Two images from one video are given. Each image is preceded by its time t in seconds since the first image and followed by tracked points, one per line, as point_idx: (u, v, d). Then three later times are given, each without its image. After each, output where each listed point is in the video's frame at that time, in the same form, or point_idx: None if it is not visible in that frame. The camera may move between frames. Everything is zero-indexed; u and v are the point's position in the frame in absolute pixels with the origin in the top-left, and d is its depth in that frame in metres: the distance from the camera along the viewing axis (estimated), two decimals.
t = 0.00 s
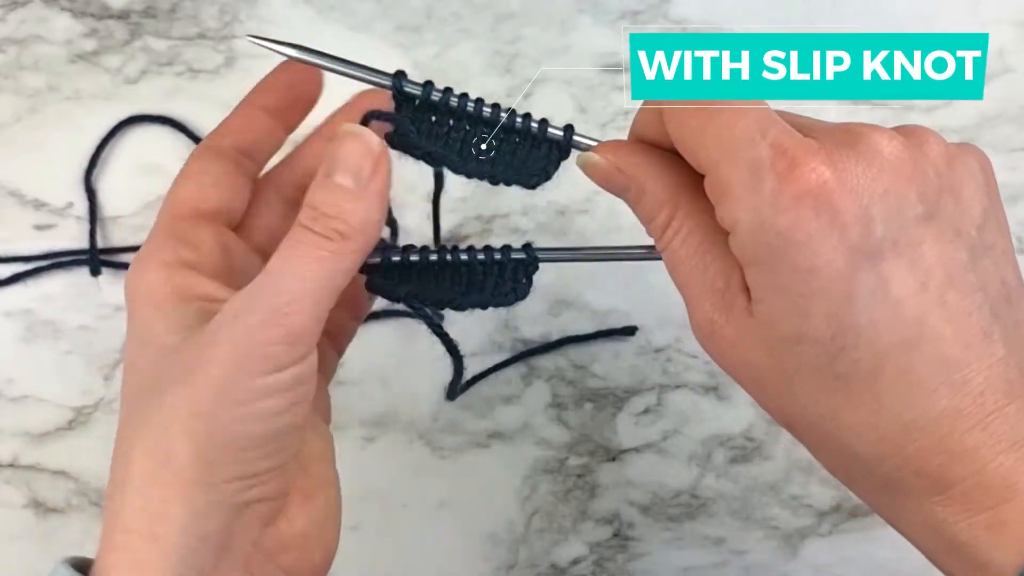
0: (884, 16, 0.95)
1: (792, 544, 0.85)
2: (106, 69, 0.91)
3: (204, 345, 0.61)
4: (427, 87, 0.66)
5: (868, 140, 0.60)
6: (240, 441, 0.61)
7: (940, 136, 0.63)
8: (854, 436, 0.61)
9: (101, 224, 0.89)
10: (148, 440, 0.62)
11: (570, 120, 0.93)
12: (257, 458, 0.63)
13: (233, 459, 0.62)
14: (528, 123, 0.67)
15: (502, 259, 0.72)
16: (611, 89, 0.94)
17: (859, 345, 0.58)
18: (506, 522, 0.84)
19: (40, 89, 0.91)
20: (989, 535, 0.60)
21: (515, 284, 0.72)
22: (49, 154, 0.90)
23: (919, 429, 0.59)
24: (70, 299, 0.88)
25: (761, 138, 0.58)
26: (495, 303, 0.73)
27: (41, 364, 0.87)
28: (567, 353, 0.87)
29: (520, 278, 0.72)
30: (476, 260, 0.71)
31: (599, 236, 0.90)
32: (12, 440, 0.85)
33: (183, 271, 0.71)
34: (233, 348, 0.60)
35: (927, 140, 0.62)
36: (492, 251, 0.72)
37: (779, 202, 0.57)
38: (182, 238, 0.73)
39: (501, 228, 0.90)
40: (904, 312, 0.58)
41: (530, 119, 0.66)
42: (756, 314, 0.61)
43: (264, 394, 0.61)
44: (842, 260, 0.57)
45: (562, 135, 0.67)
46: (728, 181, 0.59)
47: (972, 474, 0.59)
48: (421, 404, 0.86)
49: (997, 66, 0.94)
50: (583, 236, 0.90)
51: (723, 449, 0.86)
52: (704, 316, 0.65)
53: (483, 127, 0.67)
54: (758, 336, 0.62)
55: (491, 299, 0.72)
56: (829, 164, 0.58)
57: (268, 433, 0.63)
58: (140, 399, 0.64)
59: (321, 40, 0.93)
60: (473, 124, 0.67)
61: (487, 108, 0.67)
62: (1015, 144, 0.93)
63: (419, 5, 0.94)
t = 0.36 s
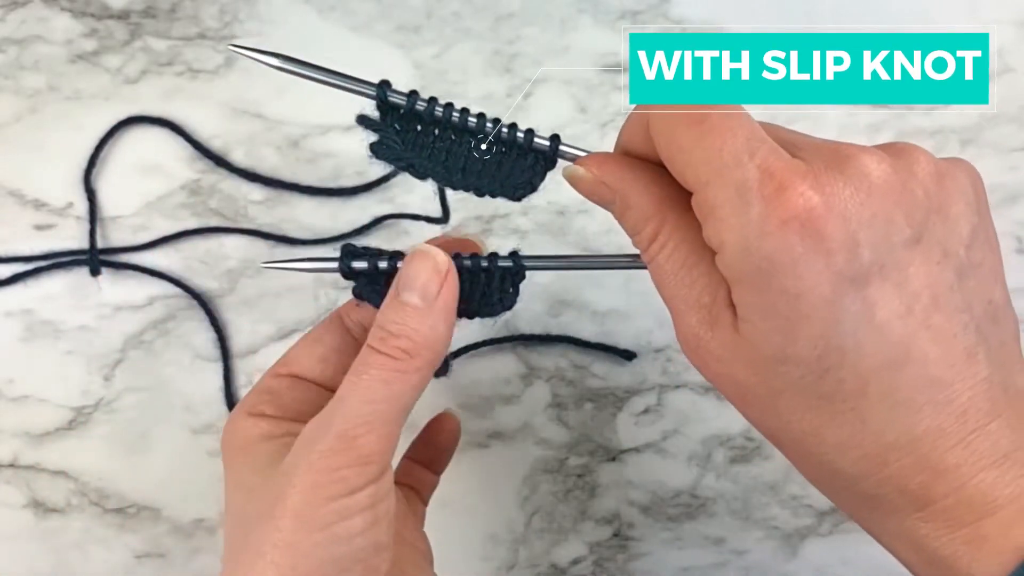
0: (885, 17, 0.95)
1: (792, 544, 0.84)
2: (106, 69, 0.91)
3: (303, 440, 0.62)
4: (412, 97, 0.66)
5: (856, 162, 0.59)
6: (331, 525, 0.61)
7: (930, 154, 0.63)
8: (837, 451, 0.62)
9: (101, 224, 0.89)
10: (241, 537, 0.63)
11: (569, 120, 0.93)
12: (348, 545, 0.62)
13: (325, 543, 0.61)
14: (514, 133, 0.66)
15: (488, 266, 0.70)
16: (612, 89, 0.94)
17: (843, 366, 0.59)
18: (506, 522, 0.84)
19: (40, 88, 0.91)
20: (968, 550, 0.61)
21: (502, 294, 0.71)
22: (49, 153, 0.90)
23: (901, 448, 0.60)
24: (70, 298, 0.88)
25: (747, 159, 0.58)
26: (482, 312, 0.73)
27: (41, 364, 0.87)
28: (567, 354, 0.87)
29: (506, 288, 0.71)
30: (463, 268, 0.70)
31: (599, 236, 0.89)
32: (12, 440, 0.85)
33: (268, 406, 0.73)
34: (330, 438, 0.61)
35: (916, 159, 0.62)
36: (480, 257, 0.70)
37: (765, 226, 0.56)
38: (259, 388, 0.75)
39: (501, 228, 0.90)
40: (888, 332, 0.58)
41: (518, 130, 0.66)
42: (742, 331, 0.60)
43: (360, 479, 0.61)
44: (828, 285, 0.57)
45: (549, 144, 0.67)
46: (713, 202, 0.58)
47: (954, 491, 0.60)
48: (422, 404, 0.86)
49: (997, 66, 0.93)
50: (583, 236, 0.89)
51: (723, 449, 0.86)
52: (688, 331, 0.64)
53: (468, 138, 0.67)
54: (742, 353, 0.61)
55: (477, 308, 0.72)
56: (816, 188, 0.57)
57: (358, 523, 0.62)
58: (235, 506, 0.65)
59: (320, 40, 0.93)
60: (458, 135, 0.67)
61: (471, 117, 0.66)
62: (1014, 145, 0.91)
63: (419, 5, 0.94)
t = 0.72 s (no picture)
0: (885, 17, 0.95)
1: (792, 544, 0.84)
2: (106, 69, 0.91)
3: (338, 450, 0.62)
4: (436, 73, 0.67)
5: (869, 162, 0.59)
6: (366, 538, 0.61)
7: (944, 156, 0.63)
8: (837, 451, 0.62)
9: (101, 224, 0.89)
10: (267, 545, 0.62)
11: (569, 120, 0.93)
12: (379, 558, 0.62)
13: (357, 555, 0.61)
14: (533, 115, 0.66)
15: (498, 273, 0.69)
16: (612, 89, 0.94)
17: (845, 365, 0.58)
18: (506, 522, 0.84)
19: (40, 89, 0.91)
20: (965, 555, 0.61)
21: (511, 300, 0.71)
22: (49, 154, 0.90)
23: (900, 452, 0.60)
24: (70, 298, 0.88)
25: (761, 155, 0.57)
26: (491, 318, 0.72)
27: (41, 364, 0.87)
28: (567, 354, 0.87)
29: (517, 294, 0.70)
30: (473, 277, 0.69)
31: (599, 236, 0.89)
32: (12, 440, 0.85)
33: (283, 406, 0.71)
34: (374, 452, 0.61)
35: (929, 162, 0.62)
36: (490, 265, 0.69)
37: (775, 224, 0.56)
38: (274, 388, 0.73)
39: (501, 228, 0.90)
40: (891, 336, 0.58)
41: (535, 112, 0.66)
42: (748, 327, 0.60)
43: (395, 495, 0.61)
44: (833, 285, 0.57)
45: (566, 127, 0.67)
46: (724, 196, 0.57)
47: (952, 496, 0.61)
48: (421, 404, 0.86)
49: (997, 66, 0.93)
50: (583, 236, 0.89)
51: (723, 449, 0.86)
52: (697, 324, 0.64)
53: (487, 117, 0.67)
54: (747, 349, 0.61)
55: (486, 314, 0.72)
56: (827, 186, 0.57)
57: (390, 538, 0.62)
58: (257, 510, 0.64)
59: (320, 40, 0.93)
60: (477, 112, 0.67)
61: (492, 96, 0.66)
62: (1015, 145, 0.91)
63: (419, 5, 0.94)
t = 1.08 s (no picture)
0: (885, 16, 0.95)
1: (793, 544, 0.84)
2: (106, 69, 0.91)
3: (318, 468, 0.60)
4: (395, 114, 0.66)
5: (843, 139, 0.60)
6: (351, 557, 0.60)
7: (913, 134, 0.63)
8: (835, 432, 0.61)
9: (101, 224, 0.89)
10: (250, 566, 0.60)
11: (569, 120, 0.93)
12: None
13: None
14: (495, 146, 0.66)
15: (475, 290, 0.69)
16: (611, 89, 0.93)
17: (839, 340, 0.58)
18: (506, 522, 0.84)
19: (40, 89, 0.91)
20: (973, 533, 0.60)
21: (488, 316, 0.70)
22: (49, 153, 0.90)
23: (901, 427, 0.59)
24: (70, 298, 0.88)
25: (729, 144, 0.58)
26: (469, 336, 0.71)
27: (41, 364, 0.87)
28: (567, 354, 0.87)
29: (494, 310, 0.70)
30: (449, 295, 0.68)
31: (599, 236, 0.89)
32: (12, 440, 0.85)
33: (256, 414, 0.69)
34: (358, 468, 0.60)
35: (900, 139, 0.63)
36: (466, 283, 0.69)
37: (756, 206, 0.56)
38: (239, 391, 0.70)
39: (501, 227, 0.90)
40: (882, 308, 0.58)
41: (498, 142, 0.66)
42: (738, 313, 0.60)
43: (381, 513, 0.61)
44: (821, 260, 0.56)
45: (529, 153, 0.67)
46: (701, 190, 0.58)
47: (955, 470, 0.59)
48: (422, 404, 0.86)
49: (997, 66, 0.93)
50: (583, 236, 0.89)
51: (723, 449, 0.86)
52: (684, 318, 0.63)
53: (450, 153, 0.66)
54: (738, 334, 0.61)
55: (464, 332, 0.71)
56: (801, 165, 0.57)
57: (374, 558, 0.62)
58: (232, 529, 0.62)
59: (320, 40, 0.93)
60: (442, 149, 0.66)
61: (454, 131, 0.66)
62: (1014, 145, 0.91)
63: (419, 5, 0.94)
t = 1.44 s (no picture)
0: (885, 16, 0.95)
1: (793, 544, 0.84)
2: (106, 69, 0.91)
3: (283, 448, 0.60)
4: (414, 144, 0.65)
5: (874, 127, 0.64)
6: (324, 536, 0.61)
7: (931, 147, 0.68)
8: (887, 410, 0.61)
9: (101, 224, 0.89)
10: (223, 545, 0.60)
11: (569, 120, 0.93)
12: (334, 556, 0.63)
13: (313, 556, 0.61)
14: (511, 176, 0.66)
15: (478, 274, 0.68)
16: (611, 89, 0.94)
17: (890, 305, 0.59)
18: (506, 522, 0.84)
19: (40, 89, 0.91)
20: None
21: (490, 308, 0.69)
22: (49, 153, 0.90)
23: (954, 398, 0.60)
24: (70, 298, 0.88)
25: (768, 124, 0.63)
26: (464, 325, 0.70)
27: (41, 364, 0.87)
28: (567, 353, 0.87)
29: (494, 300, 0.69)
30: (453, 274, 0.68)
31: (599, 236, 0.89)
32: (12, 440, 0.85)
33: (241, 390, 0.69)
34: (326, 442, 0.60)
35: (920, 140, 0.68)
36: (469, 265, 0.67)
37: (804, 167, 0.59)
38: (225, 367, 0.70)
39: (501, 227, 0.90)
40: (928, 278, 0.60)
41: (513, 172, 0.66)
42: (778, 290, 0.61)
43: (350, 489, 0.61)
44: (868, 223, 0.59)
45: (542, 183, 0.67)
46: (747, 165, 0.61)
47: (1010, 446, 0.59)
48: (421, 405, 0.86)
49: (997, 66, 0.93)
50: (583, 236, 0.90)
51: (723, 449, 0.86)
52: (716, 313, 0.64)
53: (467, 183, 0.66)
54: (780, 312, 0.61)
55: (459, 319, 0.69)
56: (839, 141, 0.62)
57: (344, 535, 0.63)
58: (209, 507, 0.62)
59: (320, 41, 0.93)
60: (458, 179, 0.66)
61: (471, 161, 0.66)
62: (1015, 145, 0.91)
63: (419, 5, 0.94)
